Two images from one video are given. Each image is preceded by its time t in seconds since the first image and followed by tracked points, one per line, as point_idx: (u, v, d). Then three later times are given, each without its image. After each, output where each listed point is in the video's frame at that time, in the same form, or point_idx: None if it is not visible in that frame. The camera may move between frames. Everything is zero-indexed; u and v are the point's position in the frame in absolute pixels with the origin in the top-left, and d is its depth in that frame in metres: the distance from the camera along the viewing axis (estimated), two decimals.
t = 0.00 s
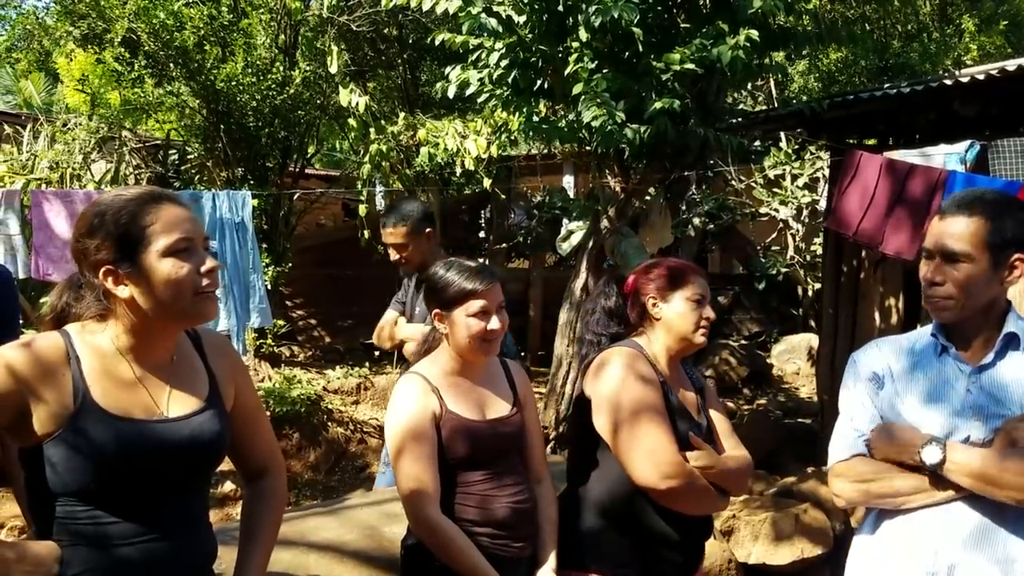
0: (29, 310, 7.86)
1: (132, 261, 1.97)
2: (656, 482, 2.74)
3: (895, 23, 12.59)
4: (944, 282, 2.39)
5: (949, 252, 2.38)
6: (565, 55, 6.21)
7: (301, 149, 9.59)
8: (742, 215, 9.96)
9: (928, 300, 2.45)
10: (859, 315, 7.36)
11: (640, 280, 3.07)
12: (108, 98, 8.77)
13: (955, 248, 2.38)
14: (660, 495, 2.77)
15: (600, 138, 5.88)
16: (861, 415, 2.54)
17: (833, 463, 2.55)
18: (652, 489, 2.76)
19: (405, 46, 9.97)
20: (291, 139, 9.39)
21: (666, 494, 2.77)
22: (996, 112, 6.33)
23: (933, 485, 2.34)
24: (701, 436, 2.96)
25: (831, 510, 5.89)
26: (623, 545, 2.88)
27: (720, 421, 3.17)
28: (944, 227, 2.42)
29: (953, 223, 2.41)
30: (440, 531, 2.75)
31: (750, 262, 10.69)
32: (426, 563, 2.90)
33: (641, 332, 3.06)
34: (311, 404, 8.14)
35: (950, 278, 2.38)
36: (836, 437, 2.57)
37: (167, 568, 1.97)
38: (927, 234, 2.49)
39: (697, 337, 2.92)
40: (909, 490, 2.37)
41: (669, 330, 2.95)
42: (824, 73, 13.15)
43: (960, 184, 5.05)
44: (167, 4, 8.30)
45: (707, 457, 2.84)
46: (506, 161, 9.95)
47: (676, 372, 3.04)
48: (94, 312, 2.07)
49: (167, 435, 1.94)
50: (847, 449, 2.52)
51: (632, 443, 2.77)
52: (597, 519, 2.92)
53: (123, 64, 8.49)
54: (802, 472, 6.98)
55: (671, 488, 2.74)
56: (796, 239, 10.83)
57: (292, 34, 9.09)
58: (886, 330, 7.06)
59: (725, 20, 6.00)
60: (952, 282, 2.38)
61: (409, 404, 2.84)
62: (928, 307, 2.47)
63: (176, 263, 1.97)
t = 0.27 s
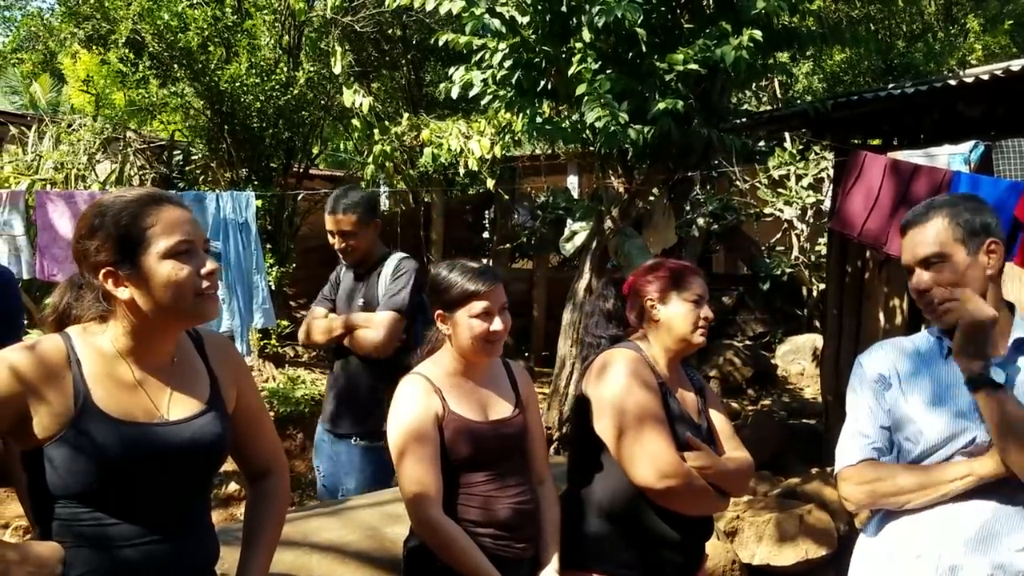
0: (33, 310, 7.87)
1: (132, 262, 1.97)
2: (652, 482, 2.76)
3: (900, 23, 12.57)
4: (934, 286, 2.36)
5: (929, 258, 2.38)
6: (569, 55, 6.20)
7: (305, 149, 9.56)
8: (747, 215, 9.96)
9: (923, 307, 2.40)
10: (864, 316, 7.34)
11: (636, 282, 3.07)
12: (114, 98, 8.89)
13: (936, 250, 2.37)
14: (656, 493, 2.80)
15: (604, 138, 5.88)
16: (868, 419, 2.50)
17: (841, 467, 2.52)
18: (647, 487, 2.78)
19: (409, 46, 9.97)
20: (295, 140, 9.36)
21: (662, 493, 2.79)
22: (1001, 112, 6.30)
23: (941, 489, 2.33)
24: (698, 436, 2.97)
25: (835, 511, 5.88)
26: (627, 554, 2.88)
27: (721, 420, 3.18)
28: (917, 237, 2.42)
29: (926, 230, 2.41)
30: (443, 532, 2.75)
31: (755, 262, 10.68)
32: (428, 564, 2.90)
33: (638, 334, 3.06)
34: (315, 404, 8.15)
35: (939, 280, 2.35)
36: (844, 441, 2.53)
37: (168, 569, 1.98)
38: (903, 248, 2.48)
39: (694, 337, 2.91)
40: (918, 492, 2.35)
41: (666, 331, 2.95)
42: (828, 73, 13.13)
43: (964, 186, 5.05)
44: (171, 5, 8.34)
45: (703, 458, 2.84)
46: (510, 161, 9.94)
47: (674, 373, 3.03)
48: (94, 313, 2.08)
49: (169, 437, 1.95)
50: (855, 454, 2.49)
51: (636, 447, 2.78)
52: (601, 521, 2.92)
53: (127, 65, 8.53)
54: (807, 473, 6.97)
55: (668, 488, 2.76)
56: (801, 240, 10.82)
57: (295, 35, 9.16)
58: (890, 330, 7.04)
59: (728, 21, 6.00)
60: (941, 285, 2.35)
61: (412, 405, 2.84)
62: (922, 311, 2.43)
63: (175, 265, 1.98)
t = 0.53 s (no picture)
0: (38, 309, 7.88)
1: (135, 260, 1.97)
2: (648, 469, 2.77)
3: (905, 22, 12.54)
4: (943, 288, 2.41)
5: (934, 261, 2.39)
6: (573, 54, 6.20)
7: (309, 148, 9.40)
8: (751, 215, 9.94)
9: (932, 306, 2.45)
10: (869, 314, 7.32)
11: (634, 278, 3.08)
12: (118, 98, 8.95)
13: (942, 254, 2.38)
14: (652, 481, 2.80)
15: (608, 137, 5.87)
16: (872, 417, 2.50)
17: (845, 466, 2.51)
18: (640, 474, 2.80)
19: (413, 45, 9.97)
20: (300, 138, 9.20)
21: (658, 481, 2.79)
22: (1007, 110, 6.28)
23: (944, 483, 2.33)
24: (700, 425, 2.97)
25: (839, 511, 5.87)
26: (630, 551, 2.87)
27: (725, 411, 3.16)
28: (919, 239, 2.43)
29: (929, 233, 2.41)
30: (446, 530, 2.75)
31: (759, 261, 10.66)
32: (432, 562, 2.89)
33: (637, 329, 3.08)
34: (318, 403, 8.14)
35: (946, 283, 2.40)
36: (847, 440, 2.53)
37: (171, 565, 1.98)
38: (904, 248, 2.49)
39: (691, 330, 2.92)
40: (921, 487, 2.35)
41: (663, 325, 2.96)
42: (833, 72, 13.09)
43: (969, 184, 5.04)
44: (175, 4, 8.40)
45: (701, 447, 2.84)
46: (513, 160, 9.93)
47: (674, 366, 3.05)
48: (96, 310, 2.08)
49: (171, 434, 1.95)
50: (858, 452, 2.49)
51: (638, 439, 2.77)
52: (604, 520, 2.91)
53: (131, 64, 8.56)
54: (811, 472, 6.95)
55: (664, 474, 2.76)
56: (806, 239, 10.79)
57: (299, 34, 9.18)
58: (895, 329, 7.02)
59: (732, 19, 5.99)
60: (950, 286, 2.40)
61: (416, 403, 2.84)
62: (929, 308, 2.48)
63: (177, 264, 1.98)
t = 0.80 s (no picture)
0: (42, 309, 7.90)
1: (135, 261, 1.98)
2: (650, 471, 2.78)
3: (909, 21, 12.52)
4: (949, 288, 2.41)
5: (941, 262, 2.40)
6: (576, 54, 6.21)
7: (312, 147, 9.39)
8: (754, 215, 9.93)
9: (937, 306, 2.46)
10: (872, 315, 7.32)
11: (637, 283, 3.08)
12: (122, 99, 8.91)
13: (948, 255, 2.39)
14: (655, 486, 2.81)
15: (611, 137, 5.88)
16: (874, 418, 2.49)
17: (847, 467, 2.51)
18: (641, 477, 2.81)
19: (416, 45, 9.99)
20: (303, 138, 9.23)
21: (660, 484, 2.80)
22: (1010, 111, 6.27)
23: (948, 483, 2.32)
24: (701, 431, 2.97)
25: (843, 511, 5.87)
26: (631, 552, 2.88)
27: (721, 418, 3.15)
28: (922, 240, 2.43)
29: (933, 234, 2.42)
30: (448, 529, 2.76)
31: (763, 262, 10.65)
32: (433, 562, 2.89)
33: (640, 331, 3.07)
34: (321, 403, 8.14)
35: (953, 284, 2.40)
36: (848, 440, 2.53)
37: (174, 566, 1.99)
38: (907, 249, 2.49)
39: (696, 334, 2.92)
40: (924, 488, 2.35)
41: (667, 329, 2.96)
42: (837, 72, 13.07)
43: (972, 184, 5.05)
44: (179, 5, 8.39)
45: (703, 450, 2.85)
46: (516, 160, 9.92)
47: (676, 370, 3.04)
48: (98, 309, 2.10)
49: (173, 434, 1.96)
50: (860, 452, 2.48)
51: (642, 440, 2.78)
52: (605, 521, 2.92)
53: (136, 65, 8.55)
54: (813, 473, 6.94)
55: (669, 479, 2.77)
56: (809, 239, 10.78)
57: (303, 34, 9.15)
58: (898, 329, 7.01)
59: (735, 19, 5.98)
60: (957, 287, 2.41)
61: (419, 403, 2.84)
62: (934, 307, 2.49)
63: (178, 266, 1.98)
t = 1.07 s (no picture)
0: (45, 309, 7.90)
1: (149, 260, 1.98)
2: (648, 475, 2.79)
3: (912, 21, 12.51)
4: (951, 288, 2.42)
5: (945, 261, 2.40)
6: (578, 53, 6.21)
7: (315, 148, 9.44)
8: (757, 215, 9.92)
9: (938, 305, 2.47)
10: (874, 314, 7.32)
11: (631, 284, 3.10)
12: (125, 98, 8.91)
13: (950, 255, 2.39)
14: (653, 490, 2.82)
15: (613, 137, 5.87)
16: (877, 417, 2.48)
17: (848, 467, 2.49)
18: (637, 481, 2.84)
19: (419, 45, 10.02)
20: (306, 138, 9.22)
21: (655, 487, 2.82)
22: (1013, 110, 6.26)
23: (948, 483, 2.32)
24: (695, 433, 3.00)
25: (845, 511, 5.86)
26: (633, 553, 2.90)
27: (714, 420, 3.22)
28: (925, 240, 2.43)
29: (934, 234, 2.42)
30: (448, 528, 2.76)
31: (765, 261, 10.64)
32: (433, 562, 2.90)
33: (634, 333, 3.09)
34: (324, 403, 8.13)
35: (955, 283, 2.41)
36: (851, 438, 2.51)
37: (179, 563, 2.00)
38: (910, 248, 2.50)
39: (689, 337, 2.94)
40: (925, 487, 2.34)
41: (661, 331, 2.98)
42: (839, 71, 13.06)
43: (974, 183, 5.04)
44: (182, 4, 8.38)
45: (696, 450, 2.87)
46: (519, 160, 9.91)
47: (668, 372, 3.06)
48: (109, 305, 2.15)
49: (181, 433, 1.97)
50: (861, 451, 2.47)
51: (644, 444, 2.79)
52: (605, 519, 2.94)
53: (137, 65, 8.53)
54: (815, 473, 6.93)
55: (664, 483, 2.78)
56: (812, 239, 10.76)
57: (305, 34, 9.08)
58: (901, 329, 7.01)
59: (737, 18, 5.97)
60: (961, 287, 2.41)
61: (421, 403, 2.84)
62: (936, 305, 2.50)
63: (192, 268, 1.99)
